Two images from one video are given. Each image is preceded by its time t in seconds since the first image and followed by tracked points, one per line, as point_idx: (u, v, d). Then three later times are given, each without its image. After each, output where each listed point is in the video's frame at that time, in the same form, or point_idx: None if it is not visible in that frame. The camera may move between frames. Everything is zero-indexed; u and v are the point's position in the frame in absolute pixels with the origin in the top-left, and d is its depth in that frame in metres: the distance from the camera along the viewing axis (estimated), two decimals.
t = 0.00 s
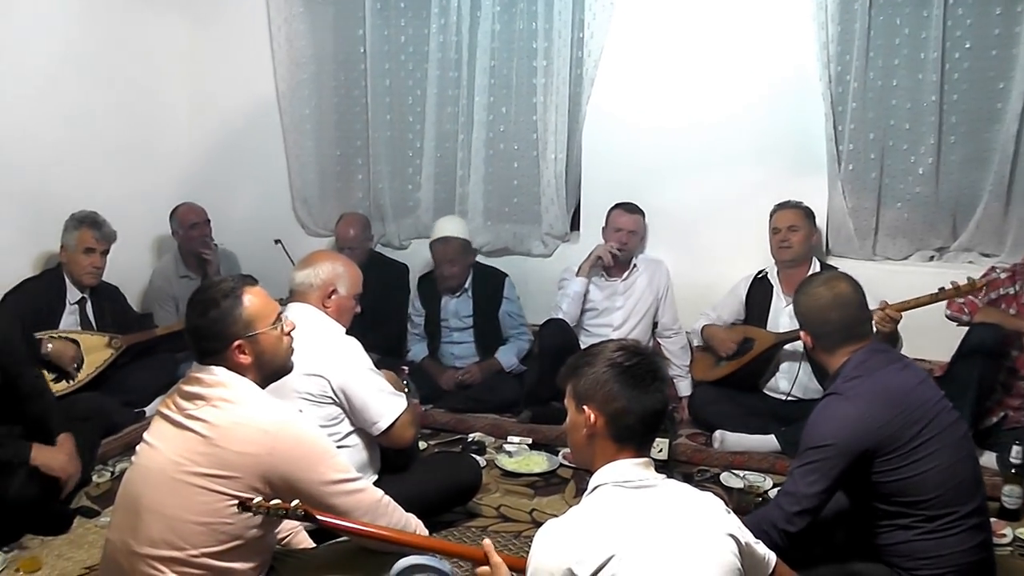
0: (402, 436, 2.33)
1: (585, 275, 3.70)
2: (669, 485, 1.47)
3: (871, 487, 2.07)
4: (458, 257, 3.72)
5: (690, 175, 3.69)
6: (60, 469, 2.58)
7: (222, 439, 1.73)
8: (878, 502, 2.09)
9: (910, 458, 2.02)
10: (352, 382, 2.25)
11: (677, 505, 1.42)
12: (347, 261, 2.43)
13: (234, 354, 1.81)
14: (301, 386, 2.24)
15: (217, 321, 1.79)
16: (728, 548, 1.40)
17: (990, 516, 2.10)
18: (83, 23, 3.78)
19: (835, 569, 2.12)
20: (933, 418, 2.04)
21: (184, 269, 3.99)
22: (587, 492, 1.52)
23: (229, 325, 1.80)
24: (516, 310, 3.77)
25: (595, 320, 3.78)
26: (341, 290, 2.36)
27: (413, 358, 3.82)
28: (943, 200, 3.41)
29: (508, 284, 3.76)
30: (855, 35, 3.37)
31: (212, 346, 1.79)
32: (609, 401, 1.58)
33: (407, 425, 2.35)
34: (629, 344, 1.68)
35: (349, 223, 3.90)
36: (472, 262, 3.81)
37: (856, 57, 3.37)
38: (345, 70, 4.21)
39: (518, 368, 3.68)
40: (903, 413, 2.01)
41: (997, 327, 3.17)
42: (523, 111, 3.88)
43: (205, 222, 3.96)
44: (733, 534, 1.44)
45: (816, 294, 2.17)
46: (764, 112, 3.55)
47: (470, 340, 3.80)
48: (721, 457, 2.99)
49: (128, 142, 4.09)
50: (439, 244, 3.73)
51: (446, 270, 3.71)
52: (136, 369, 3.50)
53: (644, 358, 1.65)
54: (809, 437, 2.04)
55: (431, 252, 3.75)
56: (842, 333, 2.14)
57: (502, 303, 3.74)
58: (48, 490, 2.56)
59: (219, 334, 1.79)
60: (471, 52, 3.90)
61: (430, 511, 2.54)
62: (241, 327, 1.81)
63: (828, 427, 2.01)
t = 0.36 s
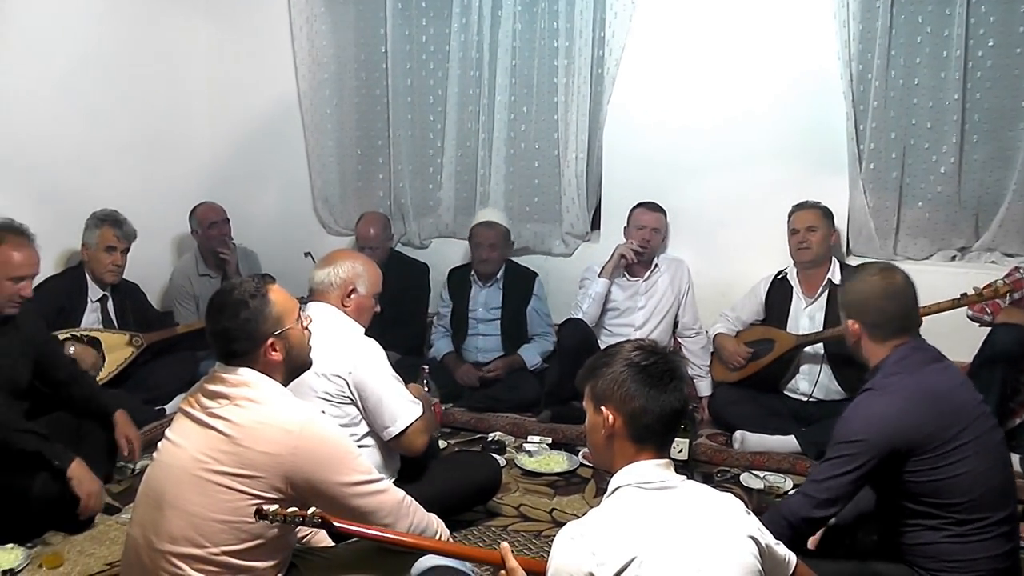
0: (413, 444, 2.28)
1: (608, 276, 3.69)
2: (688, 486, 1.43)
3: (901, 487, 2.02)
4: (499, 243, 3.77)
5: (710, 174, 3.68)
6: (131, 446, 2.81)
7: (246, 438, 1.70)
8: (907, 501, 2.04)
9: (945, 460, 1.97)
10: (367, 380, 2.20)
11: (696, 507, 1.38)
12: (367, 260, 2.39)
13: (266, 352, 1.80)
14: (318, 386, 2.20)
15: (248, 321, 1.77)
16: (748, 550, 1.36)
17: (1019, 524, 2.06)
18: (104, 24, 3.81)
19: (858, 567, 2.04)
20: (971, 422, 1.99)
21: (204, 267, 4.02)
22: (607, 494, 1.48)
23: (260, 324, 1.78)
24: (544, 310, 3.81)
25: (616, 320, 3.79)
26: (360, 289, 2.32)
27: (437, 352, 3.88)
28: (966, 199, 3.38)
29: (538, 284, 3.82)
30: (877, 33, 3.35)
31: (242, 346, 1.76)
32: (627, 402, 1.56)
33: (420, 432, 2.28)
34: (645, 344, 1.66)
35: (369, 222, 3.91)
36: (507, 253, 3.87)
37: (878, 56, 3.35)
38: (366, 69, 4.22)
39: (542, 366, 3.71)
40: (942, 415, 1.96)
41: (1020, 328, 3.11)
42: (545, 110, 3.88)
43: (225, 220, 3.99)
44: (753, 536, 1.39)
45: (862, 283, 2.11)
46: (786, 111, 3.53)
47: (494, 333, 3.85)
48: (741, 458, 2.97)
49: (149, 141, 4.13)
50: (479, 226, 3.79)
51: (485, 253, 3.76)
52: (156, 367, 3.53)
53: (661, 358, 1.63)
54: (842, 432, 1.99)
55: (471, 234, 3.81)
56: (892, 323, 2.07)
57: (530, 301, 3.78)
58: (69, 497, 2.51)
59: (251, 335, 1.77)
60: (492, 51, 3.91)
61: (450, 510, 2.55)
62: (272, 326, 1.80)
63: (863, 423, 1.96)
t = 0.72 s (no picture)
0: (419, 445, 2.25)
1: (618, 276, 3.68)
2: (699, 486, 1.42)
3: (941, 491, 1.82)
4: (518, 237, 3.81)
5: (720, 173, 3.67)
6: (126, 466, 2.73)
7: (255, 437, 1.70)
8: (946, 506, 1.83)
9: (996, 471, 1.76)
10: (375, 378, 2.18)
11: (707, 508, 1.37)
12: (376, 259, 2.38)
13: (274, 352, 1.79)
14: (327, 385, 2.20)
15: (259, 319, 1.76)
16: (759, 551, 1.36)
17: None
18: (114, 25, 3.83)
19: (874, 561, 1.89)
20: None
21: (213, 267, 4.03)
22: (618, 495, 1.47)
23: (270, 323, 1.78)
24: (556, 309, 3.83)
25: (626, 320, 3.78)
26: (370, 288, 2.31)
27: (449, 346, 3.92)
28: (977, 198, 3.36)
29: (551, 284, 3.84)
30: (887, 31, 3.33)
31: (251, 344, 1.76)
32: (636, 402, 1.54)
33: (427, 433, 2.26)
34: (655, 344, 1.64)
35: (378, 222, 3.92)
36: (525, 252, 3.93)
37: (889, 54, 3.33)
38: (376, 68, 4.22)
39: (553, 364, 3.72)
40: (1000, 425, 1.74)
41: None
42: (554, 109, 3.88)
43: (234, 219, 3.99)
44: (764, 537, 1.39)
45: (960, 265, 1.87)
46: (797, 109, 3.52)
47: (505, 329, 3.87)
48: (751, 458, 2.96)
49: (159, 140, 4.15)
50: (504, 217, 3.81)
51: (504, 245, 3.79)
52: (166, 366, 3.54)
53: (671, 357, 1.60)
54: (889, 428, 1.80)
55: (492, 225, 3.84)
56: (984, 313, 1.83)
57: (543, 300, 3.80)
58: (82, 496, 2.52)
59: (260, 333, 1.76)
60: (502, 50, 3.91)
61: (460, 510, 2.54)
62: (281, 325, 1.79)
63: (912, 422, 1.77)
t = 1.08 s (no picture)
0: (431, 439, 2.25)
1: (625, 275, 3.67)
2: (707, 486, 1.41)
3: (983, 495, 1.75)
4: (528, 234, 3.81)
5: (726, 172, 3.67)
6: (125, 469, 2.68)
7: (261, 436, 1.71)
8: (984, 509, 1.76)
9: None
10: (384, 377, 2.19)
11: (715, 508, 1.37)
12: (381, 257, 2.36)
13: (285, 350, 1.79)
14: (336, 384, 2.20)
15: (272, 315, 1.77)
16: (766, 551, 1.35)
17: None
18: (121, 25, 3.84)
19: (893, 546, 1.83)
20: None
21: (220, 266, 4.04)
22: (625, 495, 1.47)
23: (283, 320, 1.78)
24: (563, 309, 3.82)
25: (633, 319, 3.77)
26: (377, 287, 2.30)
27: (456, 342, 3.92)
28: (985, 197, 3.34)
29: (558, 283, 3.84)
30: (894, 30, 3.33)
31: (262, 340, 1.76)
32: (643, 400, 1.53)
33: (439, 427, 2.26)
34: (663, 343, 1.63)
35: (385, 221, 3.92)
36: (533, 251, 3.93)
37: (895, 52, 3.33)
38: (383, 67, 4.23)
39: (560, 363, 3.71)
40: None
41: None
42: (561, 108, 3.87)
43: (241, 219, 4.00)
44: (772, 537, 1.38)
45: None
46: (803, 108, 3.52)
47: (511, 327, 3.88)
48: (758, 457, 2.96)
49: (166, 140, 4.16)
50: (513, 214, 3.82)
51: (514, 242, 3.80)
52: (173, 365, 3.55)
53: (678, 356, 1.60)
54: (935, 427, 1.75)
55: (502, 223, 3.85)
56: None
57: (550, 299, 3.80)
58: (91, 495, 2.52)
59: (271, 329, 1.76)
60: (509, 50, 3.92)
61: (468, 508, 2.54)
62: (294, 323, 1.80)
63: (958, 422, 1.71)
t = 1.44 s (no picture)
0: (431, 442, 2.25)
1: (629, 274, 3.67)
2: (713, 486, 1.41)
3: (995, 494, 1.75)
4: (534, 233, 3.81)
5: (731, 172, 3.67)
6: (135, 469, 2.70)
7: (267, 436, 1.71)
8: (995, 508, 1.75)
9: None
10: (389, 378, 2.19)
11: (720, 508, 1.37)
12: (387, 257, 2.37)
13: (299, 350, 1.80)
14: (340, 384, 2.20)
15: (288, 314, 1.77)
16: (772, 550, 1.35)
17: None
18: (126, 26, 3.85)
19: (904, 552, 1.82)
20: None
21: (226, 266, 4.06)
22: (631, 495, 1.47)
23: (298, 319, 1.79)
24: (567, 307, 3.82)
25: (638, 319, 3.77)
26: (383, 287, 2.31)
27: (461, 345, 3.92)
28: (990, 195, 3.33)
29: (564, 282, 3.83)
30: (899, 28, 3.32)
31: (277, 338, 1.76)
32: (648, 400, 1.53)
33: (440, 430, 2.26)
34: (666, 343, 1.63)
35: (390, 221, 3.93)
36: (539, 250, 3.92)
37: (901, 51, 3.32)
38: (387, 67, 4.23)
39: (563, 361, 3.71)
40: None
41: None
42: (566, 108, 3.87)
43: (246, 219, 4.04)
44: (778, 536, 1.38)
45: None
46: (808, 107, 3.51)
47: (516, 326, 3.88)
48: (763, 456, 2.95)
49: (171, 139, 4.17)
50: (518, 214, 3.82)
51: (519, 241, 3.79)
52: (178, 365, 3.55)
53: (681, 355, 1.59)
54: (956, 427, 1.73)
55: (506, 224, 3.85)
56: None
57: (555, 296, 3.79)
58: (98, 496, 2.53)
59: (286, 329, 1.77)
60: (514, 49, 3.91)
61: (472, 508, 2.54)
62: (308, 324, 1.80)
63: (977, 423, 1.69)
